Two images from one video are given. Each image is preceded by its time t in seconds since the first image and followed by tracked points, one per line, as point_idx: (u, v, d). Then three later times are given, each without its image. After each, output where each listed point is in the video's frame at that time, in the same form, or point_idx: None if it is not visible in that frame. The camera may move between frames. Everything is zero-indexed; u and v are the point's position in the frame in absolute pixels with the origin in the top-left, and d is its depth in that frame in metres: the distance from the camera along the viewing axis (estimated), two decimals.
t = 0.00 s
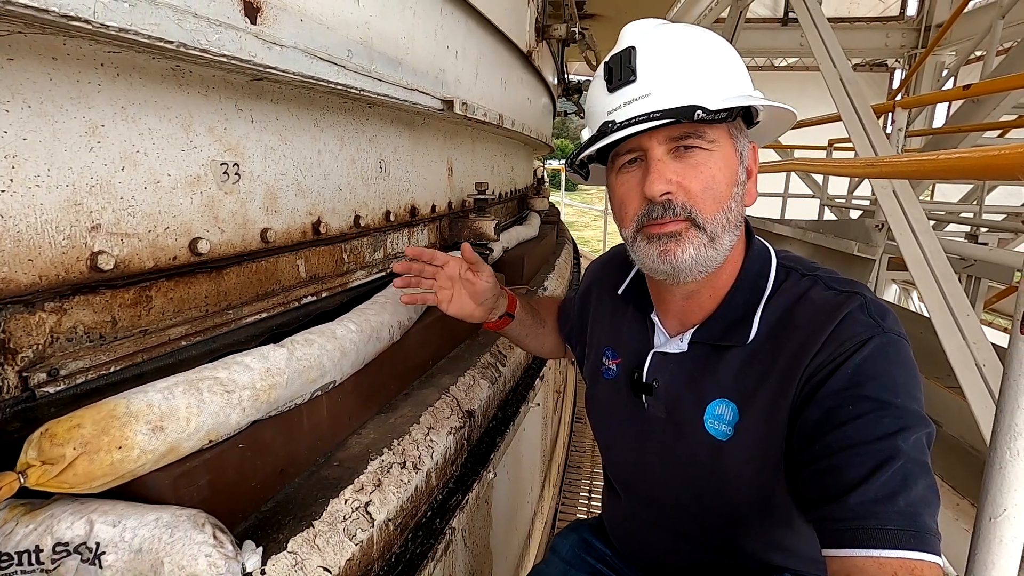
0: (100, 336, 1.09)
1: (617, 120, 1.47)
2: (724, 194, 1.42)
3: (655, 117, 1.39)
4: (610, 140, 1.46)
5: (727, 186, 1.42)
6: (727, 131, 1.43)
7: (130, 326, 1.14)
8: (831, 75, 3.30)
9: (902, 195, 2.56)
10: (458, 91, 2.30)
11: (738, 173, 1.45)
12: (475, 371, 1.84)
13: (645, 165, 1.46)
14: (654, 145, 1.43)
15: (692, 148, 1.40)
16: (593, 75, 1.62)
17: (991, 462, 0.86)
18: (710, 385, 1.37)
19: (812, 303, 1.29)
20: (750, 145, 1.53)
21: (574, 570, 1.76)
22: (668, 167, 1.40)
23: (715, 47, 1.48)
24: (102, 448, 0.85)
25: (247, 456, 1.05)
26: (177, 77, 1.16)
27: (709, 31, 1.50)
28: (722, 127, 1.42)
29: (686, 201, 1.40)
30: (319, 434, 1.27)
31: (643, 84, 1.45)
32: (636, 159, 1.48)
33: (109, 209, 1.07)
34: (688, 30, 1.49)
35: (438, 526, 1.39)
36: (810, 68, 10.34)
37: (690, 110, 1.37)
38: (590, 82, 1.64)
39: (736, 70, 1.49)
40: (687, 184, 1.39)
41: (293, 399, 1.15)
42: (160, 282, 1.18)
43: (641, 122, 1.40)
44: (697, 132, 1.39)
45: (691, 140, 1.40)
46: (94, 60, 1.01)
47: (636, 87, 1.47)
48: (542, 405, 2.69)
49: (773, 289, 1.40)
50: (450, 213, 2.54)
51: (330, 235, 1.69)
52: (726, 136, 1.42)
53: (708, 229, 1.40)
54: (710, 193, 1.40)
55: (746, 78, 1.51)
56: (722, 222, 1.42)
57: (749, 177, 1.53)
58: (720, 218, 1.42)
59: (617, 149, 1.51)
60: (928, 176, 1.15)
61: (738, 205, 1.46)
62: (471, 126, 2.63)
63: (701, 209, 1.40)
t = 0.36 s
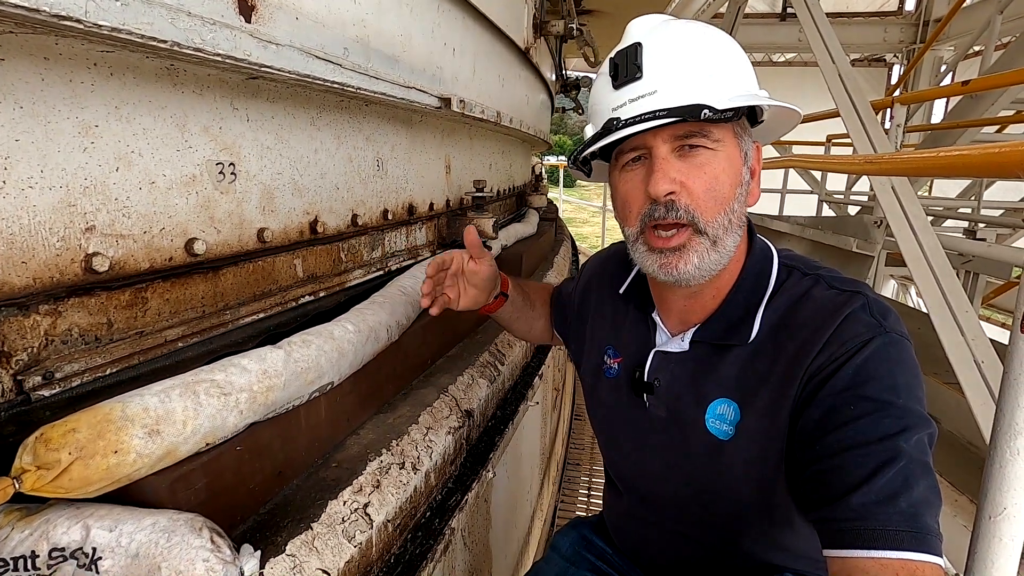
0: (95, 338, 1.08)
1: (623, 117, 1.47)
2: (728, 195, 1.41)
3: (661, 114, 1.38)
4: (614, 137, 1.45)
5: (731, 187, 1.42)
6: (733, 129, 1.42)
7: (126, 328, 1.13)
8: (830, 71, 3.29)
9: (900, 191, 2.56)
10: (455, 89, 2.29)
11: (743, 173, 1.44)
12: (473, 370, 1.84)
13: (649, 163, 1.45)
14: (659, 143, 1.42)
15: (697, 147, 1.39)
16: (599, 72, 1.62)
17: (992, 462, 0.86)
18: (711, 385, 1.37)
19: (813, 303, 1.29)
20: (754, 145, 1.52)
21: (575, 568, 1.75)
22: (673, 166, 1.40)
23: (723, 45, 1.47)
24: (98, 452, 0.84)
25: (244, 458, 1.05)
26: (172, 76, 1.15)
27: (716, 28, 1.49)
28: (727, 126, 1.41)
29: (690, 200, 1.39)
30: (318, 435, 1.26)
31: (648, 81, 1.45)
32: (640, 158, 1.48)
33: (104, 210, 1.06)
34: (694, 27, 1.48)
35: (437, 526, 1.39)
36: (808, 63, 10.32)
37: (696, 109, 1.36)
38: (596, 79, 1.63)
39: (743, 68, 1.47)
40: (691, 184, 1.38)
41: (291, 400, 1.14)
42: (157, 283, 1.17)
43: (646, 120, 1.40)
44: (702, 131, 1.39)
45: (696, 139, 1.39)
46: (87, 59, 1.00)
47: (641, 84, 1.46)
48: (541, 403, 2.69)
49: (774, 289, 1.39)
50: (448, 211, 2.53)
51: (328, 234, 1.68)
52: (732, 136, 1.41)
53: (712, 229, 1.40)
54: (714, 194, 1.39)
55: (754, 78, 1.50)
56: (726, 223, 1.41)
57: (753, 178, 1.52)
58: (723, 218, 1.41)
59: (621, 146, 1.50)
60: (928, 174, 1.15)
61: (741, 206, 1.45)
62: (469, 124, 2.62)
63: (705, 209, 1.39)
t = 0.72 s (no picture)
0: (97, 337, 1.08)
1: (619, 115, 1.47)
2: (722, 197, 1.41)
3: (655, 115, 1.39)
4: (609, 135, 1.45)
5: (726, 189, 1.41)
6: (730, 131, 1.41)
7: (127, 327, 1.13)
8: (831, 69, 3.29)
9: (901, 189, 2.56)
10: (456, 87, 2.28)
11: (739, 175, 1.44)
12: (474, 368, 1.84)
13: (644, 162, 1.45)
14: (653, 143, 1.42)
15: (692, 147, 1.39)
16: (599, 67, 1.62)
17: (992, 459, 0.86)
18: (710, 384, 1.37)
19: (811, 301, 1.29)
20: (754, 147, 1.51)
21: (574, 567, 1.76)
22: (666, 165, 1.40)
23: (728, 45, 1.46)
24: (100, 450, 0.84)
25: (246, 457, 1.05)
26: (173, 75, 1.15)
27: (722, 27, 1.48)
28: (726, 126, 1.41)
29: (682, 200, 1.39)
30: (319, 434, 1.26)
31: (646, 79, 1.45)
32: (635, 156, 1.48)
33: (105, 208, 1.06)
34: (698, 25, 1.47)
35: (439, 524, 1.39)
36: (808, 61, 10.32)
37: (690, 111, 1.36)
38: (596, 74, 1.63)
39: (746, 68, 1.46)
40: (683, 185, 1.39)
41: (293, 399, 1.14)
42: (158, 282, 1.17)
43: (641, 119, 1.40)
44: (698, 132, 1.39)
45: (691, 139, 1.39)
46: (88, 57, 1.00)
47: (638, 82, 1.46)
48: (542, 401, 2.70)
49: (772, 287, 1.39)
50: (448, 210, 2.53)
51: (329, 233, 1.68)
52: (728, 138, 1.41)
53: (704, 230, 1.40)
54: (706, 195, 1.39)
55: (758, 79, 1.48)
56: (718, 224, 1.41)
57: (751, 179, 1.51)
58: (716, 219, 1.41)
59: (617, 143, 1.50)
60: (928, 172, 1.14)
61: (738, 207, 1.45)
62: (469, 122, 2.62)
63: (697, 210, 1.39)
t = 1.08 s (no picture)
0: (97, 335, 1.07)
1: (613, 108, 1.49)
2: (710, 196, 1.39)
3: (642, 110, 1.39)
4: (602, 126, 1.48)
5: (715, 187, 1.40)
6: (726, 130, 1.40)
7: (127, 325, 1.12)
8: (832, 69, 3.28)
9: (902, 190, 2.56)
10: (457, 86, 2.27)
11: (732, 175, 1.42)
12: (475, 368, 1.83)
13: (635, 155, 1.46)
14: (645, 137, 1.42)
15: (682, 144, 1.38)
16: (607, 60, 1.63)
17: (997, 461, 0.86)
18: (709, 384, 1.36)
19: (811, 301, 1.28)
20: (756, 149, 1.48)
21: (575, 568, 1.75)
22: (655, 160, 1.40)
23: (732, 45, 1.44)
24: (101, 451, 0.83)
25: (248, 457, 1.04)
26: (174, 70, 1.14)
27: (732, 25, 1.46)
28: (721, 125, 1.39)
29: (667, 197, 1.39)
30: (320, 434, 1.25)
31: (642, 73, 1.45)
32: (630, 148, 1.48)
33: (105, 205, 1.05)
34: (705, 21, 1.45)
35: (441, 525, 1.38)
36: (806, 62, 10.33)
37: (674, 107, 1.36)
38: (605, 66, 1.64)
39: (751, 67, 1.44)
40: (670, 181, 1.38)
41: (295, 399, 1.13)
42: (158, 280, 1.16)
43: (629, 113, 1.41)
44: (689, 129, 1.37)
45: (682, 137, 1.38)
46: (89, 52, 0.98)
47: (635, 76, 1.47)
48: (542, 401, 2.69)
49: (771, 287, 1.39)
50: (449, 209, 2.52)
51: (330, 231, 1.67)
52: (721, 136, 1.39)
53: (687, 228, 1.39)
54: (692, 193, 1.38)
55: (763, 82, 1.45)
56: (703, 224, 1.40)
57: (748, 180, 1.49)
58: (702, 219, 1.40)
59: (614, 135, 1.52)
60: (932, 173, 1.14)
61: (728, 207, 1.43)
62: (470, 120, 2.60)
63: (681, 207, 1.39)
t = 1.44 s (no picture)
0: (100, 333, 1.08)
1: (615, 103, 1.50)
2: (709, 191, 1.40)
3: (642, 104, 1.40)
4: (603, 119, 1.49)
5: (714, 183, 1.40)
6: (727, 128, 1.40)
7: (130, 324, 1.13)
8: (836, 70, 3.27)
9: (906, 192, 2.55)
10: (460, 87, 2.28)
11: (732, 172, 1.42)
12: (477, 367, 1.83)
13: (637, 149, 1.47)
14: (647, 132, 1.44)
15: (682, 139, 1.39)
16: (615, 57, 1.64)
17: (997, 463, 0.86)
18: (707, 383, 1.36)
19: (809, 301, 1.28)
20: (758, 149, 1.48)
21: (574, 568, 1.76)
22: (654, 154, 1.41)
23: (737, 44, 1.44)
24: (103, 448, 0.84)
25: (249, 455, 1.05)
26: (177, 71, 1.15)
27: (739, 25, 1.46)
28: (723, 123, 1.39)
29: (665, 190, 1.40)
30: (321, 432, 1.26)
31: (645, 69, 1.46)
32: (631, 143, 1.50)
33: (109, 205, 1.06)
34: (711, 19, 1.45)
35: (440, 524, 1.39)
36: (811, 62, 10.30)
37: (673, 102, 1.37)
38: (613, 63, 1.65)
39: (755, 67, 1.44)
40: (668, 175, 1.39)
41: (295, 398, 1.14)
42: (161, 280, 1.18)
43: (630, 107, 1.42)
44: (689, 125, 1.38)
45: (682, 132, 1.39)
46: (93, 54, 0.99)
47: (638, 71, 1.48)
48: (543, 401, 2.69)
49: (768, 285, 1.38)
50: (451, 209, 2.53)
51: (332, 231, 1.68)
52: (721, 133, 1.39)
53: (684, 221, 1.40)
54: (690, 187, 1.39)
55: (767, 83, 1.45)
56: (701, 218, 1.40)
57: (749, 180, 1.49)
58: (699, 213, 1.40)
59: (617, 130, 1.53)
60: (935, 174, 1.13)
61: (728, 204, 1.42)
62: (473, 121, 2.61)
63: (678, 201, 1.40)
